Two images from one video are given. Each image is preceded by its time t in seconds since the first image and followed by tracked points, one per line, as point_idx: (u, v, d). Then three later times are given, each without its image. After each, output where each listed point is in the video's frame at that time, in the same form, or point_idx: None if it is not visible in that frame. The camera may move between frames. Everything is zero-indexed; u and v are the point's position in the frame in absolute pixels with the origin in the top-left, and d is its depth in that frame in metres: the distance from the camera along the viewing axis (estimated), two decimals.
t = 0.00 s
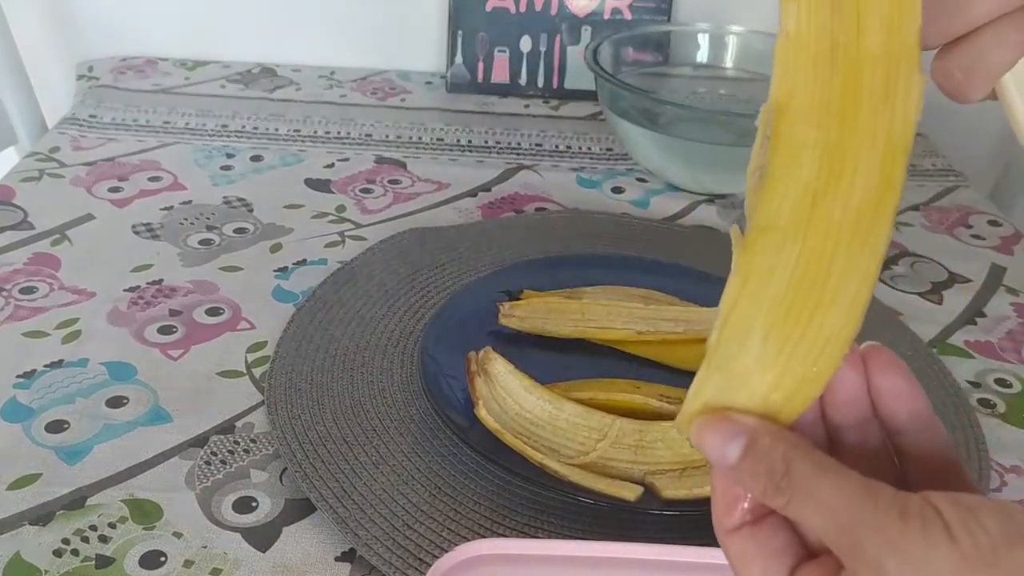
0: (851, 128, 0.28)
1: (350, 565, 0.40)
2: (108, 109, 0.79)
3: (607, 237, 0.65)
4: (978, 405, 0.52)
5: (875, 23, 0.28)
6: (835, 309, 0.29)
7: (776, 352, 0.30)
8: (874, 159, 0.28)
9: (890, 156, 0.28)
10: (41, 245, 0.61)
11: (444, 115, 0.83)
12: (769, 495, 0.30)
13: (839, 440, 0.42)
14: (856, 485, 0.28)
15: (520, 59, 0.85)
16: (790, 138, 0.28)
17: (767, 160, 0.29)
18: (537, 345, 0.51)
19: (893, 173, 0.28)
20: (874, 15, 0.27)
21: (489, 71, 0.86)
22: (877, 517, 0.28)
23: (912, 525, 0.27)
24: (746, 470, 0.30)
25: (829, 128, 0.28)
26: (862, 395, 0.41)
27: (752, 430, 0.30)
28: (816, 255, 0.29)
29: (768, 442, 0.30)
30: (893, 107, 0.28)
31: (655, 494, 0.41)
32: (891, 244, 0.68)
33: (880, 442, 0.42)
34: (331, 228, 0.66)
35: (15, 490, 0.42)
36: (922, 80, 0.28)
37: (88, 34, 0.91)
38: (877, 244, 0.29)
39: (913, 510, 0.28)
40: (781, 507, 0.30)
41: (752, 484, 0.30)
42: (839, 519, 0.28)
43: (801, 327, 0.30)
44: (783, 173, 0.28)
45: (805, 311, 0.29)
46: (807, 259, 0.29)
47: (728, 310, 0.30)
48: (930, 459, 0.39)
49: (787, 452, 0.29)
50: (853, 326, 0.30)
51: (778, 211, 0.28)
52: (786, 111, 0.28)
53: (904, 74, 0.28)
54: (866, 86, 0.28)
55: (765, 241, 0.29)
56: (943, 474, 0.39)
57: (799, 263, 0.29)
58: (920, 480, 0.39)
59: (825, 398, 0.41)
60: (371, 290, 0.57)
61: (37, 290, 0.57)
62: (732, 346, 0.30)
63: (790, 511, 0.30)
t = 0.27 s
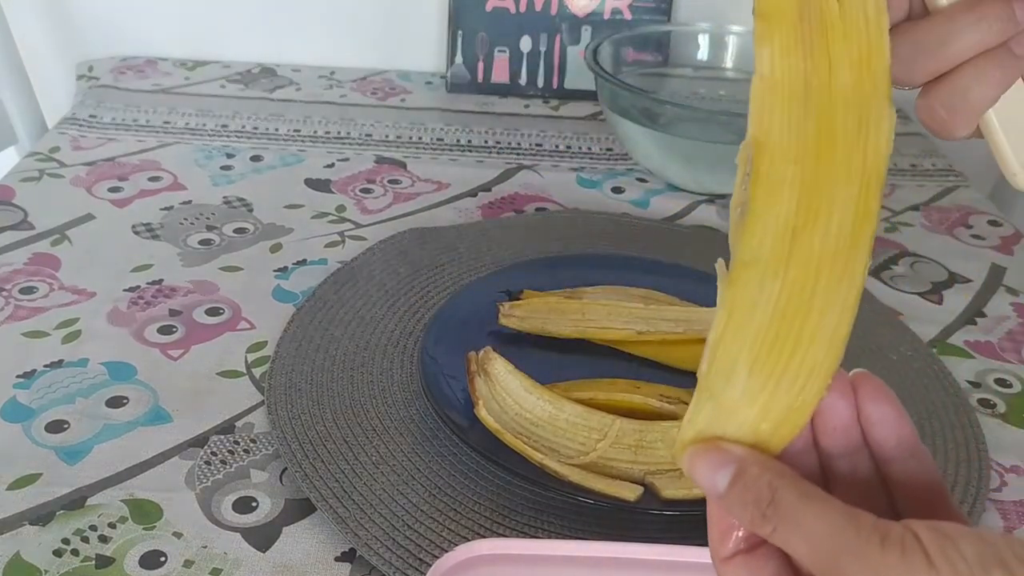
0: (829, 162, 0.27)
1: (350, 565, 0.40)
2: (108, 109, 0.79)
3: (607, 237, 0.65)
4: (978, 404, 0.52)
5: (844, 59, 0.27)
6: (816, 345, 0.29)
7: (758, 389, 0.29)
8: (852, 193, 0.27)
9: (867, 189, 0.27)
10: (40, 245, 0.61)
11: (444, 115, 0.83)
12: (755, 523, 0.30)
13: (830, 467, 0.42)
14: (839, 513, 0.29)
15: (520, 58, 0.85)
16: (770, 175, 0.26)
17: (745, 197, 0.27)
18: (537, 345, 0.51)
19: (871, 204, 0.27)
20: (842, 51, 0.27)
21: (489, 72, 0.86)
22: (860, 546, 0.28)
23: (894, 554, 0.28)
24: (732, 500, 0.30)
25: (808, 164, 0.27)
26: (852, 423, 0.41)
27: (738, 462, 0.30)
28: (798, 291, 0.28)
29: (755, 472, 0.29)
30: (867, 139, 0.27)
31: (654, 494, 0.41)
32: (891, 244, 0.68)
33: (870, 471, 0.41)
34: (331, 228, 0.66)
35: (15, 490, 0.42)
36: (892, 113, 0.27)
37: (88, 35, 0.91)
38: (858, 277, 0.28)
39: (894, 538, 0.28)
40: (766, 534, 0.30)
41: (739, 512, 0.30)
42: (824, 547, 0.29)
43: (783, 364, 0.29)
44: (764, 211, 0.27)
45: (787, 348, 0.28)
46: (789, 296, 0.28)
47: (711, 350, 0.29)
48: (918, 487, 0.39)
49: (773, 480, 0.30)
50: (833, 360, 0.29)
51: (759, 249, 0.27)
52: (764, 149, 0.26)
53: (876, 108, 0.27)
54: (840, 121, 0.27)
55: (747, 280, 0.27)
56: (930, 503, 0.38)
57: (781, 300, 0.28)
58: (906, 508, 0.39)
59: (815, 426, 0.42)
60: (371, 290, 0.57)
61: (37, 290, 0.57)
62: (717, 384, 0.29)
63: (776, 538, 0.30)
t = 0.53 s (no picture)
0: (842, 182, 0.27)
1: (350, 565, 0.40)
2: (108, 109, 0.79)
3: (607, 237, 0.65)
4: (978, 405, 0.52)
5: (858, 80, 0.27)
6: (828, 367, 0.28)
7: (768, 407, 0.29)
8: (865, 215, 0.27)
9: (880, 211, 0.27)
10: (40, 245, 0.61)
11: (444, 115, 0.83)
12: (764, 543, 0.30)
13: (841, 486, 0.41)
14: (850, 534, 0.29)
15: (520, 59, 0.85)
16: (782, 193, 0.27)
17: (758, 214, 0.27)
18: (537, 346, 0.51)
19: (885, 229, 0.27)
20: (857, 71, 0.27)
21: (489, 72, 0.86)
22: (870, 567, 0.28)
23: None
24: (742, 518, 0.30)
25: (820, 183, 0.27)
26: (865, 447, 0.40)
27: (748, 481, 0.30)
28: (809, 312, 0.28)
29: (764, 490, 0.30)
30: (881, 161, 0.27)
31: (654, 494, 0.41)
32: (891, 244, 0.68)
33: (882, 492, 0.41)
34: (331, 228, 0.66)
35: (15, 490, 0.42)
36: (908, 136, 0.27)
37: (88, 35, 0.91)
38: (871, 301, 0.28)
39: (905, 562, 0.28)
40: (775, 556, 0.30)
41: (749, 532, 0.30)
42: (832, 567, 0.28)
43: (794, 384, 0.29)
44: (776, 228, 0.27)
45: (798, 368, 0.28)
46: (800, 317, 0.28)
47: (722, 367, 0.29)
48: (929, 509, 0.39)
49: (783, 499, 0.30)
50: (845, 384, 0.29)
51: (770, 267, 0.27)
52: (776, 166, 0.26)
53: (891, 130, 0.27)
54: (854, 141, 0.27)
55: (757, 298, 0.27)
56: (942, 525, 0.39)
57: (792, 320, 0.28)
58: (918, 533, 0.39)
59: (827, 446, 0.41)
60: (371, 290, 0.57)
61: (37, 290, 0.57)
62: (726, 400, 0.29)
63: (785, 558, 0.30)
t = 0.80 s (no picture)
0: (854, 175, 0.26)
1: (350, 565, 0.40)
2: (108, 109, 0.79)
3: (607, 237, 0.65)
4: (978, 405, 0.52)
5: (870, 71, 0.26)
6: (838, 361, 0.28)
7: (777, 402, 0.29)
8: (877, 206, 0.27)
9: (892, 203, 0.27)
10: (40, 245, 0.61)
11: (444, 115, 0.83)
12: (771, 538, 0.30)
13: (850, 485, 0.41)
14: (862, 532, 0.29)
15: (520, 59, 0.85)
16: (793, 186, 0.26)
17: (768, 206, 0.27)
18: (538, 346, 0.51)
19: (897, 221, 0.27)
20: (868, 63, 0.26)
21: (489, 72, 0.86)
22: (882, 565, 0.28)
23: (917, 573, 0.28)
24: (749, 514, 0.30)
25: (832, 174, 0.26)
26: (876, 446, 0.40)
27: (756, 476, 0.29)
28: (820, 306, 0.27)
29: (772, 487, 0.29)
30: (895, 154, 0.26)
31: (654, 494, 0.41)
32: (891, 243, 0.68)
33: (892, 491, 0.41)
34: (331, 228, 0.66)
35: (15, 490, 0.42)
36: (921, 129, 0.27)
37: (88, 35, 0.91)
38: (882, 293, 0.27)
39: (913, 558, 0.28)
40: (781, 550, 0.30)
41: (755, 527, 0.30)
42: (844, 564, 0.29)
43: (803, 378, 0.28)
44: (787, 221, 0.26)
45: (807, 362, 0.28)
46: (811, 310, 0.27)
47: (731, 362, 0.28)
48: (939, 507, 0.39)
49: (792, 497, 0.29)
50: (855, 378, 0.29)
51: (780, 260, 0.27)
52: (788, 159, 0.26)
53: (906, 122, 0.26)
54: (866, 134, 0.26)
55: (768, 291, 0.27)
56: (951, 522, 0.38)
57: (803, 313, 0.27)
58: (925, 530, 0.39)
59: (837, 444, 0.41)
60: (371, 290, 0.57)
61: (37, 290, 0.57)
62: (735, 395, 0.29)
63: (793, 555, 0.30)
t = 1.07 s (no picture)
0: (838, 166, 0.26)
1: (350, 565, 0.40)
2: (108, 109, 0.79)
3: (607, 237, 0.65)
4: (978, 405, 0.52)
5: (852, 67, 0.26)
6: (823, 351, 0.27)
7: (762, 392, 0.28)
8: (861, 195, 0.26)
9: (875, 191, 0.26)
10: (40, 245, 0.61)
11: (444, 115, 0.83)
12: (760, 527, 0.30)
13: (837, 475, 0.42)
14: (849, 517, 0.29)
15: (520, 59, 0.85)
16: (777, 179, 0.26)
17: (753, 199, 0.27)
18: (538, 346, 0.51)
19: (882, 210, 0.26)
20: (850, 60, 0.26)
21: (489, 72, 0.86)
22: (872, 550, 0.28)
23: (907, 556, 0.28)
24: (736, 504, 0.30)
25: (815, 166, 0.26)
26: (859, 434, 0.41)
27: (743, 467, 0.29)
28: (806, 295, 0.27)
29: (758, 476, 0.29)
30: (877, 145, 0.26)
31: (654, 494, 0.41)
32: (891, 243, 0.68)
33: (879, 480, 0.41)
34: (331, 228, 0.66)
35: (15, 490, 0.42)
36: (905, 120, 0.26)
37: (88, 35, 0.91)
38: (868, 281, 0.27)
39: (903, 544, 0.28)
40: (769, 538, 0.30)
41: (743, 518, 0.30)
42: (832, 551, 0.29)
43: (788, 369, 0.28)
44: (772, 213, 0.26)
45: (792, 353, 0.27)
46: (796, 300, 0.27)
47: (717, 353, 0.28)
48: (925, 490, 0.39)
49: (778, 485, 0.29)
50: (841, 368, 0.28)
51: (764, 251, 0.26)
52: (772, 154, 0.26)
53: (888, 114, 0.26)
54: (848, 127, 0.26)
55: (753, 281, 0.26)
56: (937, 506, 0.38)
57: (788, 303, 0.27)
58: (913, 513, 0.39)
59: (822, 432, 0.42)
60: (371, 290, 0.57)
61: (37, 290, 0.57)
62: (720, 386, 0.28)
63: (782, 542, 0.30)
